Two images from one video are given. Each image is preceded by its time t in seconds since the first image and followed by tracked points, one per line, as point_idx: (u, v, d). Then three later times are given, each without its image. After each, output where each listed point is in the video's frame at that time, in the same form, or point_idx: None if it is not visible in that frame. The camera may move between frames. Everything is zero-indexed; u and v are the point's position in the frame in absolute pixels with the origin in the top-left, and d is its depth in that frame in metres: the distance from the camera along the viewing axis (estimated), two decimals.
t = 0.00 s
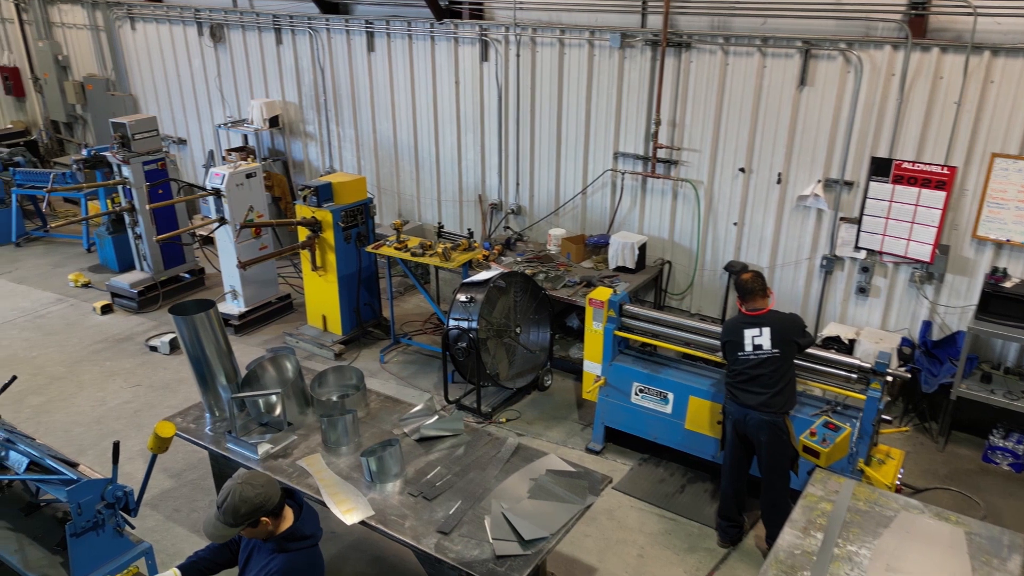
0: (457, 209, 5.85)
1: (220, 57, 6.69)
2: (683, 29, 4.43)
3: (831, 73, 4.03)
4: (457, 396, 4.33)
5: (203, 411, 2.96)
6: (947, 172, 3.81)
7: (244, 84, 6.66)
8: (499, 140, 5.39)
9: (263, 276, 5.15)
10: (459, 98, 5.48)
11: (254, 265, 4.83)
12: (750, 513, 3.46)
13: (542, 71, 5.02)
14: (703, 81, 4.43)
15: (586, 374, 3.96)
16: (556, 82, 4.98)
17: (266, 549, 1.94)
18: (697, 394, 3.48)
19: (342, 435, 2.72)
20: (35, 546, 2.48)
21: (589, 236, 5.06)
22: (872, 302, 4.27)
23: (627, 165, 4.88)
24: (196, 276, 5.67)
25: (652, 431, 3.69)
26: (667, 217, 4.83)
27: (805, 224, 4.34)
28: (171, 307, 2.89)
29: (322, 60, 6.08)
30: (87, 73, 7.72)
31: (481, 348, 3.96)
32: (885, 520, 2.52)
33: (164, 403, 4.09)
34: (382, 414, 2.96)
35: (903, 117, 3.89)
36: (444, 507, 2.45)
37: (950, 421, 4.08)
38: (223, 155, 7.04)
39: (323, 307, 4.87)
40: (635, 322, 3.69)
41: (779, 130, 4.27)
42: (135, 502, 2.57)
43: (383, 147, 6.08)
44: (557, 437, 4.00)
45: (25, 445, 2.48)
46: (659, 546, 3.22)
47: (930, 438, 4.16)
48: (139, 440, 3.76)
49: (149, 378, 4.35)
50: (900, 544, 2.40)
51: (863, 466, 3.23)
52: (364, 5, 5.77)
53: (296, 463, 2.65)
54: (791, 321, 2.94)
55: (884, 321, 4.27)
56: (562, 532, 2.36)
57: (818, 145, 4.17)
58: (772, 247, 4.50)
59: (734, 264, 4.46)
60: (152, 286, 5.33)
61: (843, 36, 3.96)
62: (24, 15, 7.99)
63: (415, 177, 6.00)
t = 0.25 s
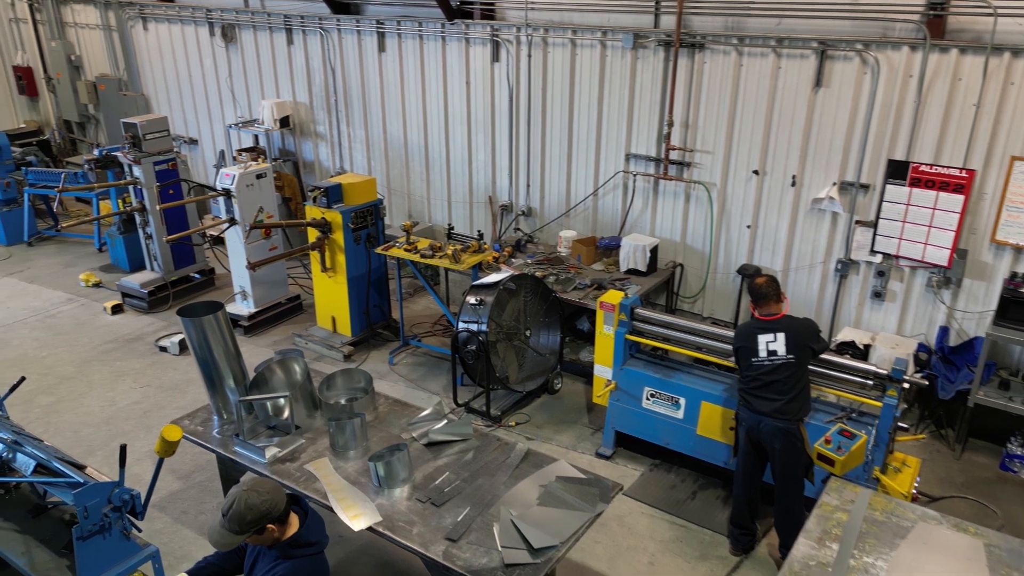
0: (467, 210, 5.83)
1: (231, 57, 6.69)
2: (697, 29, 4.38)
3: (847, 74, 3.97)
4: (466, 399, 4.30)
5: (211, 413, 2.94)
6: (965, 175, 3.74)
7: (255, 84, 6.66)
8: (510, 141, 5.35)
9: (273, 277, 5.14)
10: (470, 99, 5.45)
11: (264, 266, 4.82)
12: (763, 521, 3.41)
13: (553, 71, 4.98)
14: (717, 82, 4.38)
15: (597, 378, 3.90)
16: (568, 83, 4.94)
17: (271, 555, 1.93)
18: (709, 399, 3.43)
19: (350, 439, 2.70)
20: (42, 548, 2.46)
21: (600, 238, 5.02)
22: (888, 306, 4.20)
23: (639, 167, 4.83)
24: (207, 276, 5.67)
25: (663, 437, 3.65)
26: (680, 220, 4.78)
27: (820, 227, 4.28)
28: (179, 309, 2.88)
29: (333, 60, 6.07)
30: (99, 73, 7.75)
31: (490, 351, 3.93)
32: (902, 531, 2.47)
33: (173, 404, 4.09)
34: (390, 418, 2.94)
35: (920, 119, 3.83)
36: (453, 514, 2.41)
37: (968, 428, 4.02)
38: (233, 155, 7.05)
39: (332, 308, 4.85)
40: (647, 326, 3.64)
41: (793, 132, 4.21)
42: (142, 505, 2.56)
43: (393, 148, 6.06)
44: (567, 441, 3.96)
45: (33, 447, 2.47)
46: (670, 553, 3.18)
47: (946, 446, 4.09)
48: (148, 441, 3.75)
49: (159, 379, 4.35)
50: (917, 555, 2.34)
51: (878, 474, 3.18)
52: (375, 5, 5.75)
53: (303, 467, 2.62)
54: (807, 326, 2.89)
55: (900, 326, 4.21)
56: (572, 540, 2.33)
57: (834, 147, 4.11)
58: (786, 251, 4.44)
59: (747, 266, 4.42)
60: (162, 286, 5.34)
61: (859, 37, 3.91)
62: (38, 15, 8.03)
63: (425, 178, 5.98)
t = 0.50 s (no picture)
0: (477, 212, 5.79)
1: (242, 57, 6.69)
2: (710, 30, 4.33)
3: (863, 75, 3.91)
4: (475, 402, 4.26)
5: (218, 416, 2.92)
6: (984, 179, 3.67)
7: (265, 84, 6.66)
8: (521, 142, 5.32)
9: (282, 278, 5.13)
10: (480, 100, 5.42)
11: (273, 267, 4.81)
12: (775, 529, 3.35)
13: (564, 72, 4.94)
14: (730, 83, 4.32)
15: (607, 383, 3.84)
16: (579, 84, 4.90)
17: (275, 563, 1.91)
18: (721, 405, 3.38)
19: (358, 443, 2.67)
20: (47, 552, 2.45)
21: (611, 240, 4.97)
22: (904, 311, 4.13)
23: (650, 169, 4.78)
24: (216, 277, 5.67)
25: (674, 443, 3.60)
26: (692, 223, 4.72)
27: (834, 231, 4.22)
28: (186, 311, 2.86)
29: (343, 61, 6.05)
30: (111, 73, 7.78)
31: (499, 354, 3.90)
32: (918, 543, 2.37)
33: (181, 405, 4.08)
34: (398, 422, 2.90)
35: (938, 121, 3.76)
36: (460, 521, 2.37)
37: (985, 436, 3.94)
38: (243, 156, 7.04)
39: (341, 310, 4.83)
40: (659, 331, 3.59)
41: (808, 134, 4.15)
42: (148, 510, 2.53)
43: (403, 149, 6.04)
44: (577, 446, 3.91)
45: (39, 450, 2.45)
46: (681, 561, 3.13)
47: (962, 453, 4.02)
48: (156, 443, 3.74)
49: (167, 380, 4.34)
50: (934, 567, 2.24)
51: (894, 483, 3.11)
52: (385, 5, 5.73)
53: (310, 472, 2.60)
54: (822, 333, 2.84)
55: (916, 332, 4.13)
56: (582, 549, 2.28)
57: (849, 149, 4.05)
58: (799, 254, 4.38)
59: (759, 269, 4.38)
60: (172, 286, 5.34)
61: (875, 37, 3.84)
62: (51, 15, 8.07)
63: (435, 179, 5.95)
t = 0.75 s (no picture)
0: (486, 214, 5.75)
1: (251, 58, 6.68)
2: (723, 30, 4.27)
3: (879, 77, 3.84)
4: (483, 407, 4.22)
5: (224, 420, 2.89)
6: (1003, 182, 3.59)
7: (275, 85, 6.64)
8: (530, 143, 5.27)
9: (290, 279, 5.11)
10: (490, 100, 5.38)
11: (281, 269, 4.78)
12: (788, 538, 3.29)
13: (575, 73, 4.90)
14: (743, 84, 4.26)
15: (617, 388, 3.76)
16: (590, 85, 4.86)
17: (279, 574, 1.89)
18: (733, 411, 3.33)
19: (364, 449, 2.63)
20: (51, 557, 2.43)
21: (621, 243, 4.92)
22: (919, 317, 4.06)
23: (661, 171, 4.73)
24: (224, 278, 5.66)
25: (684, 449, 3.55)
26: (703, 225, 4.66)
27: (849, 235, 4.15)
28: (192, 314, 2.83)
29: (352, 61, 6.03)
30: (121, 73, 7.80)
31: (508, 358, 3.85)
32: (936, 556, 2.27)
33: (188, 407, 4.06)
34: (405, 428, 2.87)
35: (955, 123, 3.69)
36: (468, 530, 2.33)
37: (1002, 444, 3.87)
38: (252, 156, 7.04)
39: (349, 311, 4.80)
40: (670, 335, 3.53)
41: (822, 136, 4.09)
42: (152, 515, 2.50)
43: (412, 150, 6.01)
44: (586, 452, 3.86)
45: (42, 454, 2.43)
46: (692, 570, 3.07)
47: (979, 461, 3.95)
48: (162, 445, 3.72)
49: (175, 381, 4.33)
50: None
51: (910, 492, 3.03)
52: (395, 5, 5.70)
53: (316, 478, 2.56)
54: (841, 343, 2.77)
55: (932, 337, 4.06)
56: (591, 560, 2.24)
57: (864, 152, 3.98)
58: (812, 258, 4.31)
59: (772, 274, 4.36)
60: (180, 287, 5.33)
61: (892, 38, 3.77)
62: (61, 15, 8.09)
63: (444, 180, 5.91)
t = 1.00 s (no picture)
0: (495, 215, 5.71)
1: (260, 58, 6.66)
2: (736, 31, 4.21)
3: (895, 79, 3.77)
4: (491, 411, 4.17)
5: (229, 425, 2.86)
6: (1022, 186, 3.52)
7: (284, 86, 6.63)
8: (540, 144, 5.23)
9: (297, 281, 5.08)
10: (500, 102, 5.34)
11: (288, 270, 4.75)
12: (801, 548, 3.23)
13: (585, 74, 4.85)
14: (757, 86, 4.20)
15: (626, 394, 3.73)
16: (600, 86, 4.81)
17: None
18: (745, 418, 3.27)
19: (370, 455, 2.59)
20: (54, 563, 2.40)
21: (631, 246, 4.87)
22: (936, 323, 3.99)
23: (673, 173, 4.67)
24: (232, 279, 5.64)
25: (695, 456, 3.49)
26: (715, 228, 4.60)
27: (864, 239, 4.08)
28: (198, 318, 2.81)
29: (361, 62, 6.00)
30: (131, 74, 7.81)
31: (516, 362, 3.81)
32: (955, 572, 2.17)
33: (195, 410, 4.04)
34: (412, 434, 2.82)
35: (974, 126, 3.61)
36: (475, 540, 2.28)
37: (1021, 453, 3.78)
38: (261, 157, 7.02)
39: (356, 314, 4.77)
40: (681, 340, 3.47)
41: (837, 138, 4.02)
42: (156, 522, 2.48)
43: (421, 151, 5.97)
44: (595, 458, 3.80)
45: (45, 460, 2.41)
46: None
47: (997, 471, 3.86)
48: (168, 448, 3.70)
49: (182, 383, 4.31)
50: None
51: (927, 503, 2.93)
52: (404, 6, 5.67)
53: (321, 485, 2.53)
54: (857, 354, 2.64)
55: (948, 344, 3.99)
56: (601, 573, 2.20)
57: (880, 154, 3.91)
58: (826, 262, 4.24)
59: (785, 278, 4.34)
60: (188, 288, 5.31)
61: (909, 39, 3.70)
62: (72, 15, 8.11)
63: (452, 182, 5.88)
